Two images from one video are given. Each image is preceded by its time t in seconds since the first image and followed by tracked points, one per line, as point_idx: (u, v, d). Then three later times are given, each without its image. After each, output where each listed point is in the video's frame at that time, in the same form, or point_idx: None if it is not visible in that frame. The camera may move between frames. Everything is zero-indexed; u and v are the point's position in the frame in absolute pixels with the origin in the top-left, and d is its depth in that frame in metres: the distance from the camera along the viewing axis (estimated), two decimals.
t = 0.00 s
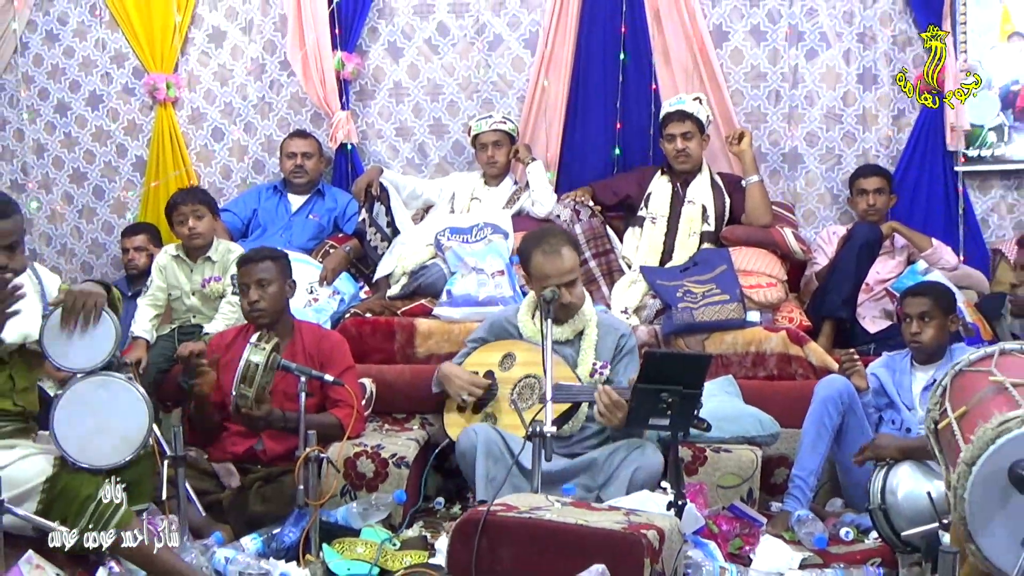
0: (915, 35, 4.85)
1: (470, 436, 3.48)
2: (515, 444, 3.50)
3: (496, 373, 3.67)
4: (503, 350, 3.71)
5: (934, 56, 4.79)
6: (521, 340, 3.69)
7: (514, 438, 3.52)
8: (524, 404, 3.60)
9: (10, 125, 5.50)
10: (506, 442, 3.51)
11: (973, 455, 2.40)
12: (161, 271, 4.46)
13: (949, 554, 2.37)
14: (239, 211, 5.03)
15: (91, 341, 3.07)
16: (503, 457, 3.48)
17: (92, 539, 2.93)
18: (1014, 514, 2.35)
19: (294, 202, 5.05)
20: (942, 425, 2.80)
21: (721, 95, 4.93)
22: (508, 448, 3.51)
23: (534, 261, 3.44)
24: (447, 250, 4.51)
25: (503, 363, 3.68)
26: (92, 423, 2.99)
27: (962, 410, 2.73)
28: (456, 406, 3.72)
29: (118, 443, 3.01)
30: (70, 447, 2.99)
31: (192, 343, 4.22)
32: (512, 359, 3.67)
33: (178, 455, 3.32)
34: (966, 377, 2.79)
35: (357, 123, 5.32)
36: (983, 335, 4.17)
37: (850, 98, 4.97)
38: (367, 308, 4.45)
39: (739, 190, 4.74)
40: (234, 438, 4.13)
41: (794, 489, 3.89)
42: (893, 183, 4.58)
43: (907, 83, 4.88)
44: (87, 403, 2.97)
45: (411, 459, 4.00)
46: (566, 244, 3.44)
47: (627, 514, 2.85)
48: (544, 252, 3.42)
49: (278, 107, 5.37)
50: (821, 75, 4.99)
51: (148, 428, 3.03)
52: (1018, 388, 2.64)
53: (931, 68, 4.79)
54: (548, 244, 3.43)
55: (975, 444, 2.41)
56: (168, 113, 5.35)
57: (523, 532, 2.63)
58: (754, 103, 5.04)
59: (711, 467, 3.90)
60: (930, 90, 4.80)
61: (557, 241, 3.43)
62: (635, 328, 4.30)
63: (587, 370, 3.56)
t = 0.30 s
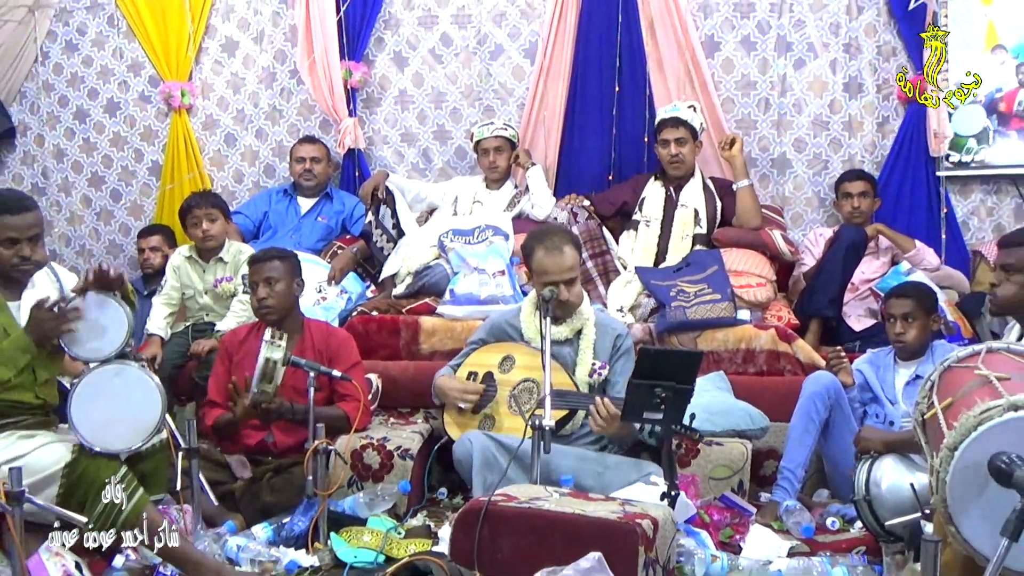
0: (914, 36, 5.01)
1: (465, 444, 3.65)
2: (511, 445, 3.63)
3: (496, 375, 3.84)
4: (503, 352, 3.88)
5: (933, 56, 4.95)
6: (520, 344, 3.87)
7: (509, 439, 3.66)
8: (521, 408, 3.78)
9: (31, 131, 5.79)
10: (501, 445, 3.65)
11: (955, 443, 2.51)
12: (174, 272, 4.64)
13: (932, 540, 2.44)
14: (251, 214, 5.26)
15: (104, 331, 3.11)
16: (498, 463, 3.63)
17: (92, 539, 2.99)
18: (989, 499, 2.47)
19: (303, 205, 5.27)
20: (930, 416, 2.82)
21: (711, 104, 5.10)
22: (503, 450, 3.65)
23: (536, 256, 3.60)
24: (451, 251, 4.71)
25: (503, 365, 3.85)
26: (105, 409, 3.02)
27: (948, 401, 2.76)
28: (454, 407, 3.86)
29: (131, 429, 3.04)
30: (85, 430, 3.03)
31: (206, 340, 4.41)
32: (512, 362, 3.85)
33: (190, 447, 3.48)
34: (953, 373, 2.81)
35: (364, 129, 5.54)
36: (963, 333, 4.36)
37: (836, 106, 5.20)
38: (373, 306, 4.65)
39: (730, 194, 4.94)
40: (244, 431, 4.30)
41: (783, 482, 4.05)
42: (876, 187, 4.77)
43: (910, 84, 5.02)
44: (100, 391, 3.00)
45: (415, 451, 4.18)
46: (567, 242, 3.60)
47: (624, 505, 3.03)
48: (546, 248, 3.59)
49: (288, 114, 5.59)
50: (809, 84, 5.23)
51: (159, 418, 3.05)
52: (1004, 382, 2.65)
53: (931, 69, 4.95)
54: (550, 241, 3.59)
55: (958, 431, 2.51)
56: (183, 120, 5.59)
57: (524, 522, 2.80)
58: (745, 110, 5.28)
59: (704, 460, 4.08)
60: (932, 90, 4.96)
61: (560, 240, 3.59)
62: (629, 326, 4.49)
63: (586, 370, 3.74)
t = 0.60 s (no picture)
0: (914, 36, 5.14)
1: (461, 446, 3.80)
2: (505, 443, 3.81)
3: (494, 373, 4.01)
4: (501, 350, 4.04)
5: (934, 56, 5.09)
6: (518, 344, 4.03)
7: (504, 437, 3.84)
8: (518, 408, 3.95)
9: (48, 132, 6.12)
10: (495, 445, 3.82)
11: (941, 439, 2.39)
12: (186, 269, 4.84)
13: (916, 528, 2.30)
14: (259, 213, 5.43)
15: (118, 311, 3.24)
16: (493, 463, 3.79)
17: (93, 538, 3.18)
18: (974, 494, 2.33)
19: (310, 204, 5.47)
20: (913, 410, 2.87)
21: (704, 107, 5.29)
22: (497, 449, 3.82)
23: (538, 256, 3.74)
24: (452, 249, 4.87)
25: (501, 363, 4.01)
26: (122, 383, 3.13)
27: (931, 398, 2.79)
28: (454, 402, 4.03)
29: (148, 401, 3.14)
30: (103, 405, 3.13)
31: (217, 334, 4.58)
32: (509, 360, 4.01)
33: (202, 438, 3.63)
34: (935, 367, 2.84)
35: (369, 130, 5.77)
36: (947, 329, 4.51)
37: (824, 110, 5.38)
38: (378, 302, 4.80)
39: (722, 194, 5.11)
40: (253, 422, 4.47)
41: (772, 472, 4.20)
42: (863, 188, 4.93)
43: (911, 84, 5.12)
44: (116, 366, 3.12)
45: (418, 442, 4.33)
46: (568, 243, 3.73)
47: (619, 494, 3.17)
48: (547, 248, 3.72)
49: (295, 117, 5.84)
50: (798, 88, 5.41)
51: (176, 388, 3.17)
52: (984, 378, 2.68)
53: (931, 68, 5.10)
54: (551, 241, 3.72)
55: (940, 429, 2.40)
56: (194, 122, 5.84)
57: (522, 510, 2.96)
58: (736, 115, 5.47)
59: (695, 451, 4.23)
60: (931, 90, 5.10)
61: (560, 241, 3.71)
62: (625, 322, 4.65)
63: (582, 367, 3.90)
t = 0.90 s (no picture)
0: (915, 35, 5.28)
1: (461, 435, 3.98)
2: (503, 431, 3.99)
3: (492, 364, 4.20)
4: (498, 342, 4.24)
5: (934, 56, 5.28)
6: (513, 336, 4.23)
7: (501, 427, 4.01)
8: (515, 397, 4.14)
9: (63, 133, 6.34)
10: (493, 434, 4.00)
11: (918, 422, 2.39)
12: (197, 264, 5.02)
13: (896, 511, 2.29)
14: (267, 211, 5.68)
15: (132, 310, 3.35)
16: (491, 451, 3.97)
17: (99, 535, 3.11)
18: (951, 478, 2.31)
19: (315, 203, 5.70)
20: (896, 399, 2.90)
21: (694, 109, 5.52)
22: (495, 438, 4.00)
23: (536, 261, 3.92)
24: (452, 246, 5.07)
25: (498, 354, 4.21)
26: (134, 382, 3.25)
27: (911, 383, 2.82)
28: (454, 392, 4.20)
29: (158, 403, 3.27)
30: (114, 404, 3.26)
31: (227, 327, 4.78)
32: (506, 352, 4.20)
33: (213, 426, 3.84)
34: (920, 358, 2.87)
35: (372, 131, 6.01)
36: (926, 322, 4.71)
37: (810, 112, 5.60)
38: (381, 296, 5.01)
39: (711, 193, 5.33)
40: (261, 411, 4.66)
41: (758, 459, 4.39)
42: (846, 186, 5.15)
43: (909, 83, 5.31)
44: (125, 369, 3.23)
45: (419, 430, 4.52)
46: (567, 250, 3.93)
47: (612, 480, 3.36)
48: (547, 256, 3.91)
49: (302, 119, 6.10)
50: (784, 91, 5.64)
51: (184, 388, 3.29)
52: (964, 366, 2.73)
53: (932, 68, 5.29)
54: (551, 249, 3.92)
55: (919, 410, 2.40)
56: (204, 124, 6.09)
57: (517, 494, 3.17)
58: (725, 116, 5.70)
59: (685, 439, 4.37)
60: (930, 90, 5.30)
61: (560, 248, 3.92)
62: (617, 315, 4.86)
63: (575, 359, 4.09)
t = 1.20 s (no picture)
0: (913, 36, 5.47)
1: (462, 421, 4.15)
2: (502, 418, 4.17)
3: (493, 355, 4.37)
4: (499, 334, 4.41)
5: (936, 55, 5.45)
6: (513, 328, 4.41)
7: (501, 414, 4.19)
8: (515, 386, 4.30)
9: (77, 134, 6.58)
10: (493, 420, 4.18)
11: (902, 413, 2.52)
12: (206, 260, 5.20)
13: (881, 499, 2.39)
14: (274, 209, 5.89)
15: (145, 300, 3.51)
16: (491, 438, 4.14)
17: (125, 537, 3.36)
18: (934, 465, 2.45)
19: (321, 200, 5.91)
20: (877, 393, 3.07)
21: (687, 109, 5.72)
22: (496, 425, 4.17)
23: (535, 253, 4.08)
24: (452, 243, 5.23)
25: (499, 345, 4.38)
26: (150, 365, 3.43)
27: (894, 377, 2.99)
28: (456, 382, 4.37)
29: (174, 384, 3.44)
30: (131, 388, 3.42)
31: (235, 321, 4.96)
32: (507, 343, 4.37)
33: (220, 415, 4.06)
34: (898, 353, 3.03)
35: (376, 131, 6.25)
36: (910, 315, 4.89)
37: (798, 113, 5.78)
38: (384, 291, 5.19)
39: (703, 190, 5.52)
40: (268, 402, 4.84)
41: (748, 447, 4.55)
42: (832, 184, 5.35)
43: (905, 83, 5.49)
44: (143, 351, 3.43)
45: (421, 420, 4.68)
46: (564, 241, 4.08)
47: (607, 468, 3.52)
48: (544, 247, 4.06)
49: (307, 120, 6.30)
50: (773, 93, 5.81)
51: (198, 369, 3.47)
52: (942, 359, 2.89)
53: (931, 69, 5.45)
54: (547, 239, 4.06)
55: (904, 404, 2.52)
56: (212, 124, 6.29)
57: (517, 481, 3.33)
58: (716, 117, 5.88)
59: (678, 428, 4.53)
60: (931, 91, 5.47)
61: (556, 238, 4.06)
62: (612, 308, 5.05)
63: (573, 350, 4.26)
